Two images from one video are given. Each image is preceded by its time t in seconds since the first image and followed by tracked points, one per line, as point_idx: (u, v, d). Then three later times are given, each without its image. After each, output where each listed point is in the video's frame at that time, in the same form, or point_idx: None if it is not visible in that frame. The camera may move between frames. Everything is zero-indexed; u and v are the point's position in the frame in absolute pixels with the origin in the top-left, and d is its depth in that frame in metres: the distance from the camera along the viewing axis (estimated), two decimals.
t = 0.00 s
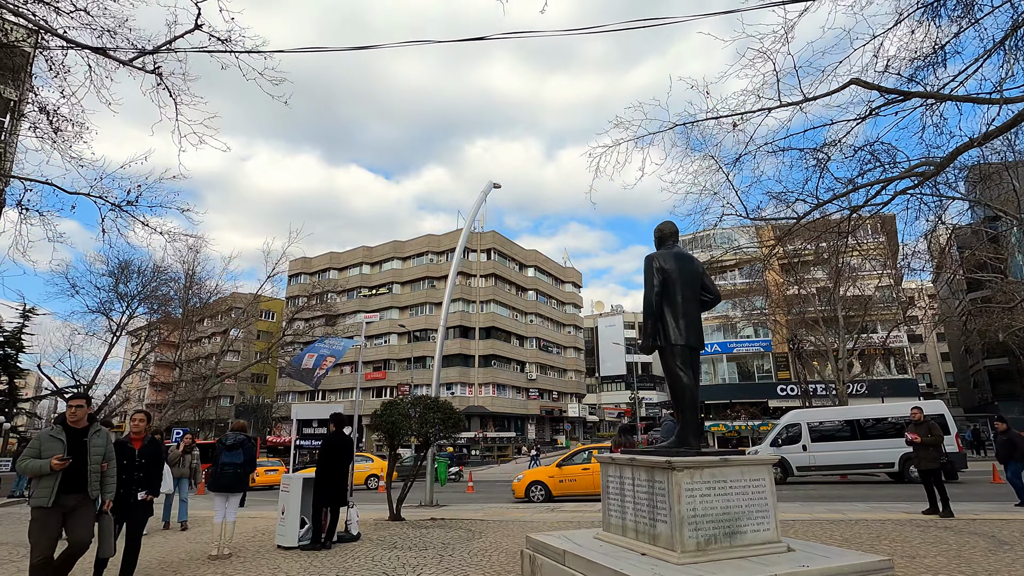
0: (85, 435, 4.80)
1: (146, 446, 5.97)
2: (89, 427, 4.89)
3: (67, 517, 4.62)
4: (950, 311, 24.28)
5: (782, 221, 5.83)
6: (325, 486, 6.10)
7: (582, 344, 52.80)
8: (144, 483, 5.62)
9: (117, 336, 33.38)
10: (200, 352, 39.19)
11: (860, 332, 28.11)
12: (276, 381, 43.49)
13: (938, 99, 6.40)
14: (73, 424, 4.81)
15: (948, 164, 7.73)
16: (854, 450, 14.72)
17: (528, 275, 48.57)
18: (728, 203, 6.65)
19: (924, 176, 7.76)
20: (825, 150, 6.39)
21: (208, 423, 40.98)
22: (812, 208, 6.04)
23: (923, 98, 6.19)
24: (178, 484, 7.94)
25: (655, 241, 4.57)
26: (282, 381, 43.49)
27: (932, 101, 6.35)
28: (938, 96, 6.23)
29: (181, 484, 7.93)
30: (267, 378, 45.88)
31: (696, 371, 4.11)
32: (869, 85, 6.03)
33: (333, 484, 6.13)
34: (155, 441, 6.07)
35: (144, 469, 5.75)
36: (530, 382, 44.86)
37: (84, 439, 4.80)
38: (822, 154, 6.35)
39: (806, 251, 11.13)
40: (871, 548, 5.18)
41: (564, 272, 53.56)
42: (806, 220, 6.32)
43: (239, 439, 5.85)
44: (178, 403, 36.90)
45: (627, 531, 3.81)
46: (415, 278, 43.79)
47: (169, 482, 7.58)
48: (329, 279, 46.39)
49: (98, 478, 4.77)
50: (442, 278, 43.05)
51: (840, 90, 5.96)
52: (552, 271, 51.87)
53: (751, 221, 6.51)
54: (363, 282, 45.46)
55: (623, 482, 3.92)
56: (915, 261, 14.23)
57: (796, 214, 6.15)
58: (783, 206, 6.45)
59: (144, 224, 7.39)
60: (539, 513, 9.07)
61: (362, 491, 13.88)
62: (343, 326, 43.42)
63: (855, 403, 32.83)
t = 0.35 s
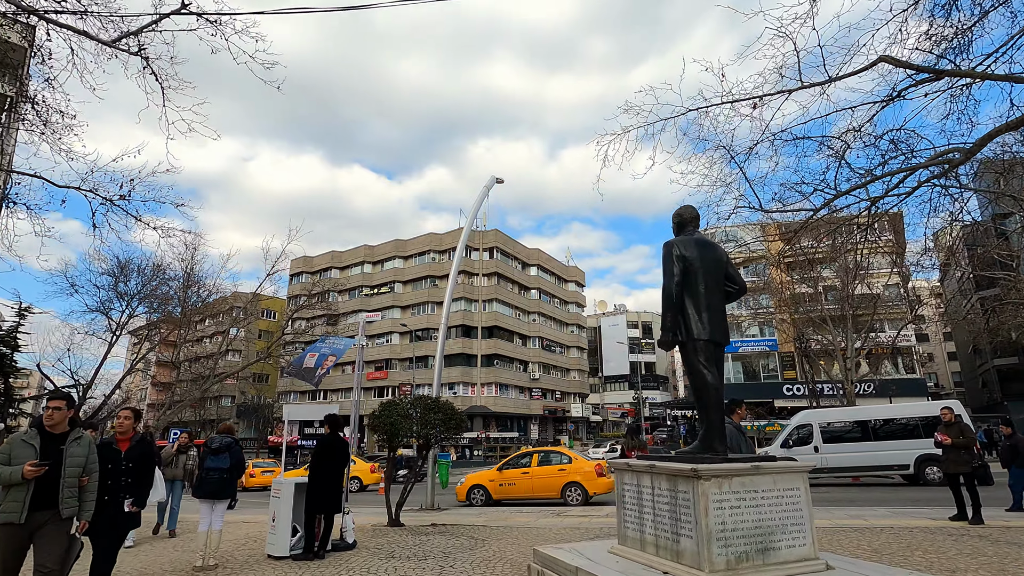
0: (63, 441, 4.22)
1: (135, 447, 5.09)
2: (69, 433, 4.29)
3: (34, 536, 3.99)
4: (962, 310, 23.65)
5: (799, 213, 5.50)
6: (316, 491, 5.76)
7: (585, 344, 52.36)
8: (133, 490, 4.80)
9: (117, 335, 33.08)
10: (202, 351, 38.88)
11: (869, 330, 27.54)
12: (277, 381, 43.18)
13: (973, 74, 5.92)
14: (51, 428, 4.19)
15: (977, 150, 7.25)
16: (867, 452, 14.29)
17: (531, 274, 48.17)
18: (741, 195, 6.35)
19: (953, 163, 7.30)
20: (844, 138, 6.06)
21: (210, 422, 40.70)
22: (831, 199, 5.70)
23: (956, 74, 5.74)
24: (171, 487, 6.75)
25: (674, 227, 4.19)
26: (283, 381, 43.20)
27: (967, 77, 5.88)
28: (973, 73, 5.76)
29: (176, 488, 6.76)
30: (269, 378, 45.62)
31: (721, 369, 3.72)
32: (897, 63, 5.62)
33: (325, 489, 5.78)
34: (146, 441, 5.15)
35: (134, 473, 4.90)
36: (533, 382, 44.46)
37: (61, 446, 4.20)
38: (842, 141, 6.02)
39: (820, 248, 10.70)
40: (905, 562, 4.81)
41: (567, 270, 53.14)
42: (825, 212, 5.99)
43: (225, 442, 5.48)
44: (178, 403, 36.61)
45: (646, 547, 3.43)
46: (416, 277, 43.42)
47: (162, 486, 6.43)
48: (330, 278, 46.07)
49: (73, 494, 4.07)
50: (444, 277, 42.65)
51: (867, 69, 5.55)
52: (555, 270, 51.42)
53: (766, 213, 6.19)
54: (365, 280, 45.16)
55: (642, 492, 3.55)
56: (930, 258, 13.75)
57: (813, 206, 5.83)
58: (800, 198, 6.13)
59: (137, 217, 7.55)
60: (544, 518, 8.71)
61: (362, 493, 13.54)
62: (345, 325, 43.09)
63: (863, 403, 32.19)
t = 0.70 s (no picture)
0: (51, 436, 3.59)
1: (120, 450, 4.63)
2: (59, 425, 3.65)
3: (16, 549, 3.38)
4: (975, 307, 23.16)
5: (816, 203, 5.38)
6: (312, 491, 5.43)
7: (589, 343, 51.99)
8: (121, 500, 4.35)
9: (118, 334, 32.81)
10: (204, 350, 38.61)
11: (879, 328, 27.07)
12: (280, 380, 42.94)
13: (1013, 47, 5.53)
14: (37, 420, 3.57)
15: (1009, 133, 6.88)
16: (881, 452, 13.88)
17: (535, 272, 47.80)
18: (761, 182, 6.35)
19: (985, 146, 6.95)
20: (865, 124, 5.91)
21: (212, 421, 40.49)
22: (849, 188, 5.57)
23: (994, 47, 5.37)
24: (160, 489, 6.31)
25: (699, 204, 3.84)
26: (285, 380, 42.95)
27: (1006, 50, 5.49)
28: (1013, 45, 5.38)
29: (166, 490, 6.34)
30: (271, 377, 45.37)
31: (753, 357, 3.36)
32: (933, 34, 5.25)
33: (321, 489, 5.44)
34: (133, 442, 4.69)
35: (123, 479, 4.46)
36: (537, 381, 44.11)
37: (48, 442, 3.57)
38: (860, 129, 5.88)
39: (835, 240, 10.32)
40: (944, 569, 4.46)
41: (571, 268, 52.78)
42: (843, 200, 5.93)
43: (215, 439, 5.18)
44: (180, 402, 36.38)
45: (674, 554, 3.09)
46: (419, 276, 43.07)
47: (150, 486, 5.96)
48: (332, 276, 45.74)
49: (62, 498, 3.49)
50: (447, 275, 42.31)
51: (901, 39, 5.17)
52: (559, 268, 51.06)
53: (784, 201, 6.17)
54: (368, 279, 44.87)
55: (668, 494, 3.20)
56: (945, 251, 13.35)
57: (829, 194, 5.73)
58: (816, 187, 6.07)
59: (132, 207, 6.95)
60: (551, 520, 8.36)
61: (362, 493, 13.23)
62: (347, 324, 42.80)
63: (872, 402, 31.72)
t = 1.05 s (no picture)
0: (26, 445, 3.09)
1: (103, 456, 3.84)
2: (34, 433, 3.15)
3: None
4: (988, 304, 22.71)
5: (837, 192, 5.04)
6: (305, 495, 5.11)
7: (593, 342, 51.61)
8: (101, 515, 3.61)
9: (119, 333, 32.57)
10: (207, 350, 38.40)
11: (888, 326, 26.64)
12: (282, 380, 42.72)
13: None
14: (8, 429, 3.08)
15: None
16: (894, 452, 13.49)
17: (539, 271, 47.44)
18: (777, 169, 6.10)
19: (1015, 135, 6.62)
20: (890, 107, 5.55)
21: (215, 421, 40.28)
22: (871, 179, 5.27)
23: None
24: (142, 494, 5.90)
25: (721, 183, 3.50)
26: (288, 379, 42.73)
27: None
28: None
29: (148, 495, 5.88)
30: (274, 376, 45.15)
31: (789, 351, 3.01)
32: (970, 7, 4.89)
33: (315, 491, 5.13)
34: (119, 446, 3.92)
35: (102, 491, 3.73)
36: (541, 380, 43.77)
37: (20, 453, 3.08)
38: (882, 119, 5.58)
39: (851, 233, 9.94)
40: None
41: (575, 267, 52.42)
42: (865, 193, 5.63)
43: (201, 440, 4.84)
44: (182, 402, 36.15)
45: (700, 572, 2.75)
46: (422, 274, 42.74)
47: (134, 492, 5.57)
48: (335, 275, 45.50)
49: (36, 522, 2.97)
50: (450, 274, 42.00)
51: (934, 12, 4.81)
52: (563, 266, 50.71)
53: (801, 189, 5.88)
54: (370, 278, 44.61)
55: (695, 503, 2.87)
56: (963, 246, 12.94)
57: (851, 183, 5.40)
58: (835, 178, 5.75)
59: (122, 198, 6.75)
60: (558, 524, 8.02)
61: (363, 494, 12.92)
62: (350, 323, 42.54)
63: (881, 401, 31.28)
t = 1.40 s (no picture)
0: None
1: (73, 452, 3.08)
2: None
3: None
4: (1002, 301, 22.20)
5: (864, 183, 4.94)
6: (290, 496, 4.74)
7: (597, 340, 51.20)
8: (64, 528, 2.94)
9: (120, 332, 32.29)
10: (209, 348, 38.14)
11: (898, 323, 26.19)
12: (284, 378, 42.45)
13: None
14: None
15: None
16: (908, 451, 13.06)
17: (542, 268, 47.04)
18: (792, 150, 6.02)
19: None
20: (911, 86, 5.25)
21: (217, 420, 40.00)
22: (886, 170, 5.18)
23: None
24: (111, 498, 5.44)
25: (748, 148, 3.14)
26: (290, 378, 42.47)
27: None
28: None
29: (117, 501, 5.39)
30: (276, 375, 44.93)
31: (830, 332, 2.62)
32: None
33: (301, 493, 4.76)
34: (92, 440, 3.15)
35: (69, 495, 3.00)
36: (544, 379, 43.39)
37: None
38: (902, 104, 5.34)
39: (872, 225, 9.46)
40: None
41: (579, 265, 52.04)
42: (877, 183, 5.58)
43: (177, 438, 4.47)
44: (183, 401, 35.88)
45: None
46: (425, 272, 42.37)
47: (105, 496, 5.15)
48: (337, 273, 45.18)
49: None
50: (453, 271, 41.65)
51: None
52: (567, 264, 50.31)
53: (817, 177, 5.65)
54: (373, 276, 44.31)
55: (723, 509, 2.49)
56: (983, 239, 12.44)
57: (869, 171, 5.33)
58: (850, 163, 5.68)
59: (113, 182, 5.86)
60: (563, 526, 7.62)
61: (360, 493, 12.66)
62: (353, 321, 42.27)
63: (890, 400, 30.77)
